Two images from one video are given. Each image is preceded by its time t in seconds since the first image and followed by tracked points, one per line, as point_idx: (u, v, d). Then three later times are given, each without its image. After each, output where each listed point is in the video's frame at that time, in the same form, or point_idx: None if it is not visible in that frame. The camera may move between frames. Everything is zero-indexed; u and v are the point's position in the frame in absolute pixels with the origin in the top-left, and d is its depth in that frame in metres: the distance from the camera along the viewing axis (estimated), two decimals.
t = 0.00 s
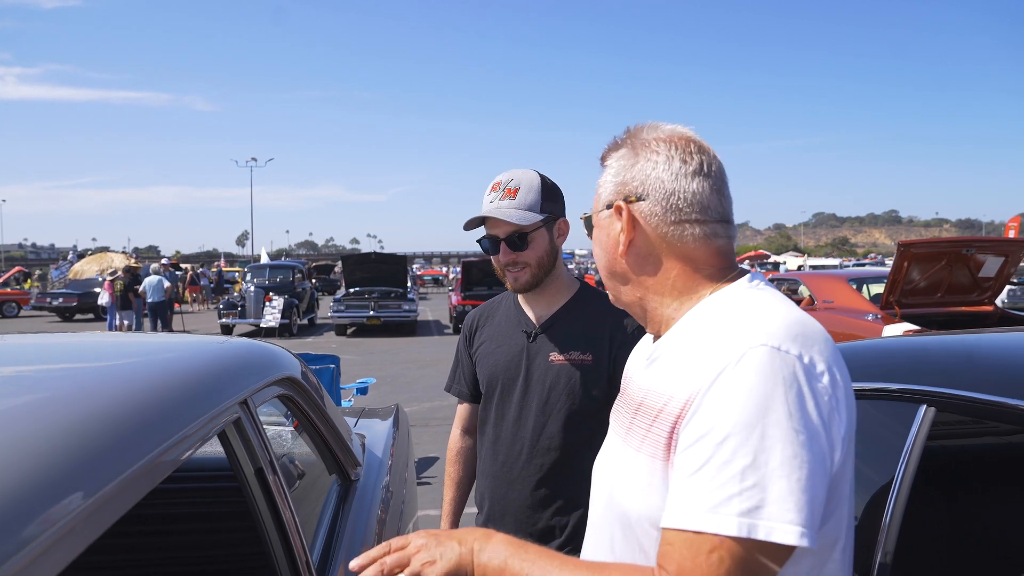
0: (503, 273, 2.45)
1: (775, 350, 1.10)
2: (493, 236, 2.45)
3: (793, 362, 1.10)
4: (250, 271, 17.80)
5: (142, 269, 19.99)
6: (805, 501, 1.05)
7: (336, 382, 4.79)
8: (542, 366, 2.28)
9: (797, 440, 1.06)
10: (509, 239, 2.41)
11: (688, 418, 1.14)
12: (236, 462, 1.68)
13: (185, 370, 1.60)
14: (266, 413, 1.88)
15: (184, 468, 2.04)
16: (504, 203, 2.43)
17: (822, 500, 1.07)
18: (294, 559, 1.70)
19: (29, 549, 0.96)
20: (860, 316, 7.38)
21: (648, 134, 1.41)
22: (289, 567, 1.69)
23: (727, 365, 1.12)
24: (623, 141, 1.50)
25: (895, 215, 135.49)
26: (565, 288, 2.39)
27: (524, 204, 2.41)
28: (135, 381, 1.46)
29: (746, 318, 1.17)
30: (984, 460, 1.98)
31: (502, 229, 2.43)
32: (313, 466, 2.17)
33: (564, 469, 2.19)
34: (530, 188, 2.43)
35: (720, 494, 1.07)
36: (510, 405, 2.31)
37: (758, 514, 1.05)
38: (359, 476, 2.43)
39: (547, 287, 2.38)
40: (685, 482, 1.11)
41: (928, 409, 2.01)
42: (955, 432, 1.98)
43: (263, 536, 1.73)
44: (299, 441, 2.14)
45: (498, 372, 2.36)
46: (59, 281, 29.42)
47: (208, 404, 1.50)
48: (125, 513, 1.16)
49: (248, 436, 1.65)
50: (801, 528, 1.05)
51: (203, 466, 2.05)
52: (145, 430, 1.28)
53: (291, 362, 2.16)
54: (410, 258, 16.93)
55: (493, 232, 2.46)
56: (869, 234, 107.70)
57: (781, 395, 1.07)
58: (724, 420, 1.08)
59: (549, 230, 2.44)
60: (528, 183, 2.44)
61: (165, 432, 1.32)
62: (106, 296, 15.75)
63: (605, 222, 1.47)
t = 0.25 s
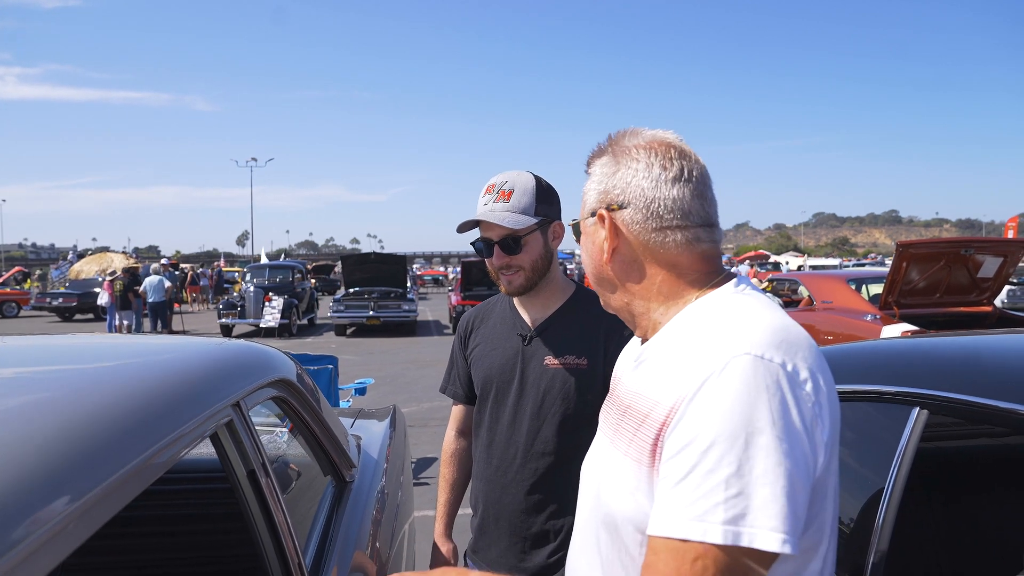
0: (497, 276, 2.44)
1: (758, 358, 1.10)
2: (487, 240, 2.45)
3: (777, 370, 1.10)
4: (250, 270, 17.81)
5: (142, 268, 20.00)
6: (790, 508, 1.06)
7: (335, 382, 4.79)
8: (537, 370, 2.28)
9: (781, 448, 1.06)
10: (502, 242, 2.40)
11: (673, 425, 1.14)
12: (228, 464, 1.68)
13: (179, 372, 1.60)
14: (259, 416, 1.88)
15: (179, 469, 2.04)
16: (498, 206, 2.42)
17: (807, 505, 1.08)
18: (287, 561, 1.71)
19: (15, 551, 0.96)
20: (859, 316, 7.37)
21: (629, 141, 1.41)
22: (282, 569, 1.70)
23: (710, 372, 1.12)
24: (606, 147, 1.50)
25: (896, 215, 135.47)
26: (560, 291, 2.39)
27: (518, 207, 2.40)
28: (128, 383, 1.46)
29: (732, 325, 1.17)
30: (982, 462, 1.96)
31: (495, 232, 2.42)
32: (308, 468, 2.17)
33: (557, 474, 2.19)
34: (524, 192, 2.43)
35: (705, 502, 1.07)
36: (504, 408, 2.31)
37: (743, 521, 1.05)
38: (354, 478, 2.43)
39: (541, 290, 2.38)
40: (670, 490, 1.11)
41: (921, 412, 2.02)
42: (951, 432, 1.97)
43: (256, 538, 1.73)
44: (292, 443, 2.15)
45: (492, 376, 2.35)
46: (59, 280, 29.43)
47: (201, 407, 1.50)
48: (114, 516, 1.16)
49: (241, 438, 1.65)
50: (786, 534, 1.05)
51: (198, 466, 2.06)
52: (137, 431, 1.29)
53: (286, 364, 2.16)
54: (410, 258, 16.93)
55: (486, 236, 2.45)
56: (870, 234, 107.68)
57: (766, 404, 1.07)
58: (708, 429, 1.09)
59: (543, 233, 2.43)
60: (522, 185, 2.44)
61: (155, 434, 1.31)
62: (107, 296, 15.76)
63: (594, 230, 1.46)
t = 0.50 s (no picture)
0: (495, 277, 2.44)
1: (752, 356, 1.10)
2: (484, 241, 2.44)
3: (771, 367, 1.10)
4: (251, 271, 17.81)
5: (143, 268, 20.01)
6: (786, 502, 1.06)
7: (335, 382, 4.79)
8: (535, 370, 2.27)
9: (775, 443, 1.06)
10: (499, 243, 2.39)
11: (670, 422, 1.14)
12: (226, 464, 1.68)
13: (176, 371, 1.60)
14: (258, 416, 1.88)
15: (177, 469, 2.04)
16: (494, 206, 2.42)
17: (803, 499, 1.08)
18: (285, 562, 1.71)
19: (10, 550, 0.96)
20: (859, 316, 7.37)
21: (621, 141, 1.41)
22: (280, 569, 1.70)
23: (706, 370, 1.12)
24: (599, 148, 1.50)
25: (896, 215, 135.40)
26: (557, 291, 2.39)
27: (514, 208, 2.40)
28: (125, 382, 1.46)
29: (725, 323, 1.17)
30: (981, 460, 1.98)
31: (492, 233, 2.42)
32: (306, 468, 2.18)
33: (554, 474, 2.19)
34: (520, 192, 2.43)
35: (702, 499, 1.07)
36: (501, 408, 2.31)
37: (741, 516, 1.06)
38: (353, 478, 2.43)
39: (539, 291, 2.38)
40: (667, 487, 1.11)
41: (919, 412, 2.01)
42: (950, 432, 1.97)
43: (253, 539, 1.73)
44: (290, 442, 2.15)
45: (490, 376, 2.35)
46: (59, 280, 29.43)
47: (198, 406, 1.49)
48: (109, 515, 1.16)
49: (238, 438, 1.65)
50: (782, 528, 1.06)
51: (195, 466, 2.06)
52: (134, 431, 1.28)
53: (284, 364, 2.16)
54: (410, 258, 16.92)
55: (483, 237, 2.45)
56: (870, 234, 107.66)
57: (762, 401, 1.07)
58: (705, 425, 1.09)
59: (540, 233, 2.43)
60: (518, 186, 2.43)
61: (151, 433, 1.31)
62: (107, 296, 15.76)
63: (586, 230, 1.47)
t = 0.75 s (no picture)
0: (495, 278, 2.44)
1: (750, 355, 1.10)
2: (483, 242, 2.44)
3: (768, 365, 1.10)
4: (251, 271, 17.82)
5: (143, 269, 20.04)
6: (789, 497, 1.06)
7: (335, 383, 4.79)
8: (534, 371, 2.27)
9: (775, 440, 1.07)
10: (498, 245, 2.39)
11: (670, 421, 1.14)
12: (227, 465, 1.68)
13: (177, 371, 1.60)
14: (258, 416, 1.88)
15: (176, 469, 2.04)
16: (493, 208, 2.42)
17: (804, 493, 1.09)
18: (286, 563, 1.70)
19: (11, 549, 0.96)
20: (860, 316, 7.37)
21: (625, 139, 1.41)
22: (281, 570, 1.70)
23: (705, 368, 1.12)
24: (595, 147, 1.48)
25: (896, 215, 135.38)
26: (558, 290, 2.38)
27: (512, 209, 2.39)
28: (126, 382, 1.46)
29: (720, 322, 1.17)
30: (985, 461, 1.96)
31: (491, 234, 2.41)
32: (307, 468, 2.17)
33: (553, 474, 2.19)
34: (518, 193, 2.42)
35: (707, 498, 1.07)
36: (501, 408, 2.31)
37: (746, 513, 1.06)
38: (354, 477, 2.43)
39: (539, 292, 2.37)
40: (670, 487, 1.11)
41: (922, 412, 2.01)
42: (953, 432, 1.96)
43: (254, 539, 1.73)
44: (291, 442, 2.15)
45: (490, 376, 2.35)
46: (59, 280, 29.43)
47: (199, 407, 1.49)
48: (110, 515, 1.16)
49: (239, 438, 1.65)
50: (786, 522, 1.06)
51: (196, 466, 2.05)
52: (134, 431, 1.28)
53: (285, 364, 2.15)
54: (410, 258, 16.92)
55: (483, 238, 2.44)
56: (870, 234, 107.65)
57: (762, 398, 1.07)
58: (707, 424, 1.08)
59: (540, 234, 2.42)
60: (517, 186, 2.43)
61: (152, 434, 1.31)
62: (107, 296, 15.76)
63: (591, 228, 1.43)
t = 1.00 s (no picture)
0: (495, 277, 2.44)
1: (756, 351, 1.11)
2: (484, 241, 2.44)
3: (773, 361, 1.10)
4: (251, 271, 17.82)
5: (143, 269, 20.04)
6: (793, 490, 1.07)
7: (335, 383, 4.78)
8: (535, 369, 2.27)
9: (780, 433, 1.07)
10: (498, 243, 2.38)
11: (676, 415, 1.15)
12: (229, 463, 1.68)
13: (179, 370, 1.59)
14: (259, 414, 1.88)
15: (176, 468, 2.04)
16: (493, 206, 2.42)
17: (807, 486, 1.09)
18: (287, 561, 1.70)
19: (12, 548, 0.95)
20: (860, 315, 7.37)
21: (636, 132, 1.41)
22: (282, 568, 1.69)
23: (712, 364, 1.13)
24: (594, 138, 1.43)
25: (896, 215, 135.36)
26: (558, 289, 2.38)
27: (513, 207, 2.40)
28: (127, 381, 1.46)
29: (722, 321, 1.19)
30: (982, 460, 1.99)
31: (491, 233, 2.42)
32: (309, 467, 2.17)
33: (553, 473, 2.18)
34: (519, 192, 2.44)
35: (714, 490, 1.07)
36: (501, 407, 2.31)
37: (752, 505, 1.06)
38: (355, 477, 2.43)
39: (539, 290, 2.36)
40: (677, 480, 1.10)
41: (925, 410, 1.99)
42: (953, 432, 1.97)
43: (257, 538, 1.73)
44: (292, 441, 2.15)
45: (490, 375, 2.36)
46: (59, 281, 29.43)
47: (199, 406, 1.49)
48: (110, 515, 1.15)
49: (240, 436, 1.65)
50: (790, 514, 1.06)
51: (197, 465, 2.05)
52: (134, 430, 1.28)
53: (286, 363, 2.16)
54: (410, 258, 16.92)
55: (483, 237, 2.44)
56: (870, 234, 107.64)
57: (769, 392, 1.08)
58: (715, 416, 1.09)
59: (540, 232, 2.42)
60: (517, 185, 2.44)
61: (153, 433, 1.31)
62: (107, 296, 15.76)
63: (614, 218, 1.37)
